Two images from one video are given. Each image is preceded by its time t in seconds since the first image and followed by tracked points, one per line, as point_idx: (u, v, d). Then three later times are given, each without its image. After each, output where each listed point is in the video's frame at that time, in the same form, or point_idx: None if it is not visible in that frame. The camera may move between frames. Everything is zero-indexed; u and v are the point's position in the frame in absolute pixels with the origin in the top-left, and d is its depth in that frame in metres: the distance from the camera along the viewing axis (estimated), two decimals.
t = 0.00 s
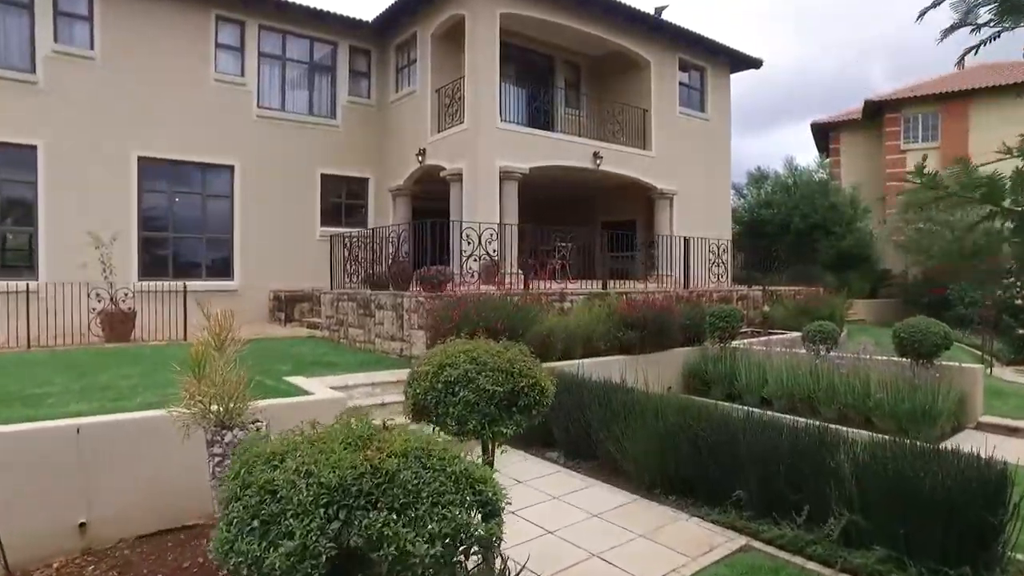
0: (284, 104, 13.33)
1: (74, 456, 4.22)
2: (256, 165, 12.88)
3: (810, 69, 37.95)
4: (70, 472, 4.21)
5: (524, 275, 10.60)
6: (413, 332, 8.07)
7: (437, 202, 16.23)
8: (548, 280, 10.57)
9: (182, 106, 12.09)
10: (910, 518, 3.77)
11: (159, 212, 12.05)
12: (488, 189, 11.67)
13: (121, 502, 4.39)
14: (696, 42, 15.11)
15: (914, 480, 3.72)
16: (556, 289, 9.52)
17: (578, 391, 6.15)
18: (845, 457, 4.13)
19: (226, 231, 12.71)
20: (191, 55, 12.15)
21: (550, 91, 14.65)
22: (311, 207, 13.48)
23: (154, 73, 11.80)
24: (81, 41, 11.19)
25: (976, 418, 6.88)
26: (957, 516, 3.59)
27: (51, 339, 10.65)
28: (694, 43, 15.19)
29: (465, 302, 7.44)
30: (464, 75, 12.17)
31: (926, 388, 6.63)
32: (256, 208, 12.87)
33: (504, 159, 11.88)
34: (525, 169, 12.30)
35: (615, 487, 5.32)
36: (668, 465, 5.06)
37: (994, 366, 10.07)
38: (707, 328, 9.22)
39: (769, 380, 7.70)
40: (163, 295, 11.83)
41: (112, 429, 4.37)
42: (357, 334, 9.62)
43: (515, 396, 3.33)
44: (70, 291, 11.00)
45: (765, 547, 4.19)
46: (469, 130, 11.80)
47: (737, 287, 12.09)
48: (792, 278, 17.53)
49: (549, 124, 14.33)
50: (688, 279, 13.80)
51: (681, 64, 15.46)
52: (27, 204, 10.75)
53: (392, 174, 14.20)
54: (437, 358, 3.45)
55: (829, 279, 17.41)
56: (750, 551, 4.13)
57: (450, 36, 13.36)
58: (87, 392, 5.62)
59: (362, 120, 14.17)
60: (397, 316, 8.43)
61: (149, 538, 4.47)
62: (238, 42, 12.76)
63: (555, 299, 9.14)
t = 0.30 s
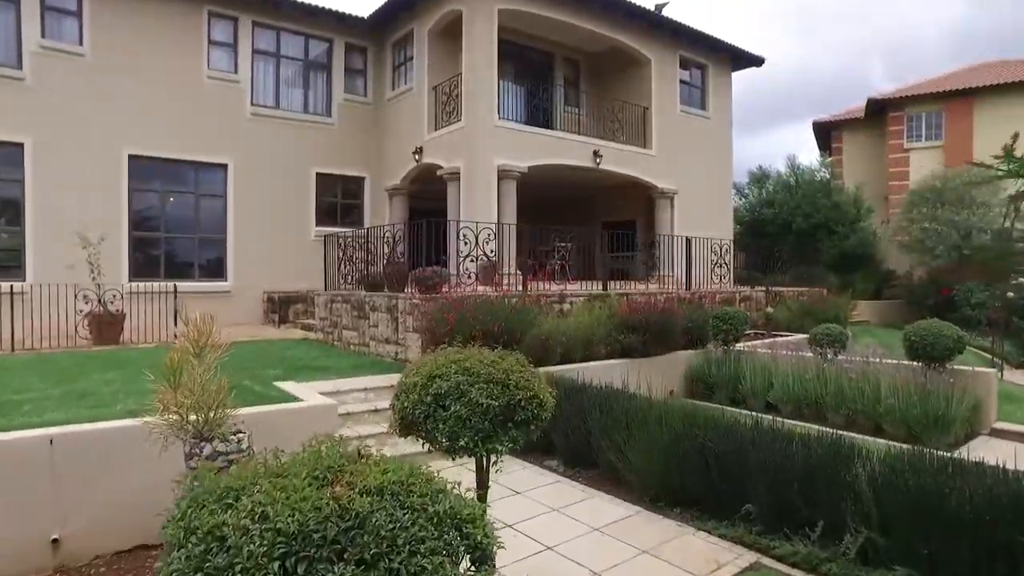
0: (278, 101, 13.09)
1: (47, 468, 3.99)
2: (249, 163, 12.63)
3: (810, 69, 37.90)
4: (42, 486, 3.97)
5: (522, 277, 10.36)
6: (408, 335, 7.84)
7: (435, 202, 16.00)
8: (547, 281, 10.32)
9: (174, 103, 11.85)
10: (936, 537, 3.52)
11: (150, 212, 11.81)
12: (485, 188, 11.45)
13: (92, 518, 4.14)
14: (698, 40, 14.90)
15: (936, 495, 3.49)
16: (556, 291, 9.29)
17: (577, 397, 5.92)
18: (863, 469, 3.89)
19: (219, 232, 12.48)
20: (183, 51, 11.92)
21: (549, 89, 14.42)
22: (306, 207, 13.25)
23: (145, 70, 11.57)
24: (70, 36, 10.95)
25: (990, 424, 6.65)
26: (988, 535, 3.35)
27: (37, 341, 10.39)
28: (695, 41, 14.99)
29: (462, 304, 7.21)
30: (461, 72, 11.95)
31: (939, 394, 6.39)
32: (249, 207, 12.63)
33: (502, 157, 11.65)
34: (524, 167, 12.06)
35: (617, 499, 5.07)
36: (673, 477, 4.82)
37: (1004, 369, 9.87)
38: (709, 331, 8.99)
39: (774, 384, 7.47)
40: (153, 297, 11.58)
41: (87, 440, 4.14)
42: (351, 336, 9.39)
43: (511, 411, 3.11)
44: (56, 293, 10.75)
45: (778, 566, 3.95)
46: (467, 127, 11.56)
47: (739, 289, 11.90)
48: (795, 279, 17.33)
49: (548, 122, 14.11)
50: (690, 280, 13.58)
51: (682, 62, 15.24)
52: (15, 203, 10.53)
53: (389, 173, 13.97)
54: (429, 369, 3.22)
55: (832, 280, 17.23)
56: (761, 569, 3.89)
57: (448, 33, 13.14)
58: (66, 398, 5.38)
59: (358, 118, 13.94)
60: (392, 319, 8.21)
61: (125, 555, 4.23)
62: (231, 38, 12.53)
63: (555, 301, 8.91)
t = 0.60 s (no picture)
0: (272, 99, 12.81)
1: (11, 485, 3.71)
2: (242, 162, 12.36)
3: (810, 68, 37.76)
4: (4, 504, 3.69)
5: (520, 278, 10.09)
6: (401, 339, 7.58)
7: (432, 201, 15.74)
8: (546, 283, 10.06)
9: (164, 99, 11.58)
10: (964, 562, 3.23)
11: (139, 211, 11.54)
12: (483, 187, 11.20)
13: (56, 537, 3.87)
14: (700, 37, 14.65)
15: (961, 514, 3.25)
16: (555, 292, 9.04)
17: (578, 406, 5.67)
18: (883, 485, 3.62)
19: (212, 232, 12.21)
20: (173, 47, 11.64)
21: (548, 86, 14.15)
22: (300, 207, 12.99)
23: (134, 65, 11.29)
24: (56, 31, 10.69)
25: (1008, 432, 6.40)
26: None
27: (22, 344, 10.11)
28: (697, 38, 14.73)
29: (456, 307, 6.90)
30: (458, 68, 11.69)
31: (955, 401, 6.13)
32: (242, 207, 12.36)
33: (500, 155, 11.37)
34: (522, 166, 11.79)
35: (618, 514, 4.81)
36: (677, 491, 4.56)
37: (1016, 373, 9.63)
38: (714, 335, 8.74)
39: (781, 389, 7.22)
40: (141, 298, 11.31)
41: (54, 454, 3.87)
42: (344, 340, 9.13)
43: (504, 431, 2.87)
44: (40, 294, 10.48)
45: None
46: (463, 125, 11.31)
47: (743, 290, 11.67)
48: (798, 280, 17.11)
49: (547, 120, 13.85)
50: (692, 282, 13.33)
51: (683, 59, 14.97)
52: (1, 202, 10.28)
53: (385, 172, 13.71)
54: (417, 387, 2.99)
55: (836, 281, 17.02)
56: None
57: (444, 29, 12.87)
58: (39, 407, 5.12)
59: (353, 116, 13.67)
60: (385, 322, 7.95)
61: None
62: (223, 34, 12.26)
63: (555, 304, 8.66)
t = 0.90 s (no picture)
0: (265, 97, 12.58)
1: None
2: (234, 161, 12.13)
3: (810, 68, 37.64)
4: None
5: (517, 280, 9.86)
6: (394, 342, 7.35)
7: (428, 200, 15.50)
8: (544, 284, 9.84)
9: (148, 95, 11.29)
10: None
11: (129, 210, 11.31)
12: (479, 187, 10.97)
13: (17, 557, 3.62)
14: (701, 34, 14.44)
15: (990, 536, 3.04)
16: (553, 293, 8.81)
17: (576, 414, 5.43)
18: (903, 502, 3.38)
19: (203, 232, 11.99)
20: (163, 43, 11.40)
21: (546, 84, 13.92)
22: (294, 207, 12.77)
23: (124, 62, 11.06)
24: (43, 26, 10.45)
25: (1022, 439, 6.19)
26: None
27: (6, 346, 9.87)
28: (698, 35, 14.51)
29: (449, 310, 6.56)
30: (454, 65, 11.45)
31: (968, 407, 5.90)
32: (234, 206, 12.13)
33: (497, 154, 11.14)
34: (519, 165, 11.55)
35: (618, 527, 4.57)
36: (680, 504, 4.32)
37: None
38: (715, 337, 8.51)
39: (786, 394, 7.00)
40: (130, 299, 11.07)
41: (17, 468, 3.62)
42: (336, 342, 8.90)
43: (492, 451, 2.66)
44: (25, 295, 10.24)
45: None
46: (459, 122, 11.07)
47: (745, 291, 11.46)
48: (800, 281, 16.92)
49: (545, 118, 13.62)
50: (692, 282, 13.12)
51: (685, 56, 14.75)
52: None
53: (380, 171, 13.48)
54: (395, 402, 2.80)
55: (838, 282, 16.83)
56: None
57: (440, 25, 12.63)
58: (13, 415, 4.89)
59: (348, 114, 13.44)
60: (378, 325, 7.72)
61: None
62: (215, 31, 12.02)
63: (553, 306, 8.42)
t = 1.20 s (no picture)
0: (258, 95, 12.33)
1: None
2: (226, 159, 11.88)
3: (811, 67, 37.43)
4: None
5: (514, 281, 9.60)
6: (386, 346, 7.10)
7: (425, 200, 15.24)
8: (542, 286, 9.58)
9: (137, 93, 11.04)
10: None
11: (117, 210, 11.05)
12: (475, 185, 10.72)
13: None
14: (702, 31, 14.19)
15: None
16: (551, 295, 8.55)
17: (573, 424, 5.20)
18: (928, 524, 3.16)
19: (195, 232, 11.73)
20: (153, 40, 11.15)
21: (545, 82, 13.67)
22: (288, 206, 12.51)
23: (109, 58, 10.79)
24: (29, 22, 10.20)
25: None
26: None
27: None
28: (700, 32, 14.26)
29: (443, 314, 6.30)
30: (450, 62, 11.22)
31: (984, 415, 5.65)
32: (225, 205, 11.87)
33: (494, 152, 10.90)
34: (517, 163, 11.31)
35: (616, 543, 4.34)
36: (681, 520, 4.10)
37: None
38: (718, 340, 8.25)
39: (793, 399, 6.75)
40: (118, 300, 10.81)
41: None
42: (328, 346, 8.64)
43: (476, 481, 2.47)
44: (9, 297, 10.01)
45: None
46: (456, 120, 10.82)
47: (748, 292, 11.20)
48: (803, 282, 16.68)
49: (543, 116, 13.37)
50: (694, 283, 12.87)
51: (686, 52, 14.50)
52: None
53: (375, 170, 13.22)
54: (369, 426, 2.62)
55: (842, 283, 16.60)
56: None
57: (437, 21, 12.39)
58: None
59: (343, 112, 13.19)
60: (370, 328, 7.47)
61: None
62: (207, 27, 11.76)
63: (551, 309, 8.17)
